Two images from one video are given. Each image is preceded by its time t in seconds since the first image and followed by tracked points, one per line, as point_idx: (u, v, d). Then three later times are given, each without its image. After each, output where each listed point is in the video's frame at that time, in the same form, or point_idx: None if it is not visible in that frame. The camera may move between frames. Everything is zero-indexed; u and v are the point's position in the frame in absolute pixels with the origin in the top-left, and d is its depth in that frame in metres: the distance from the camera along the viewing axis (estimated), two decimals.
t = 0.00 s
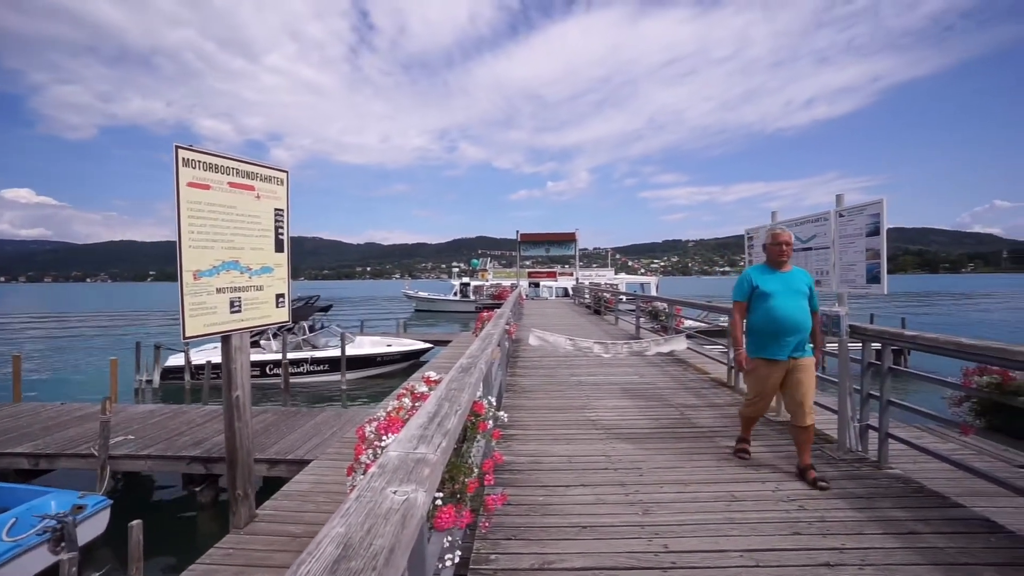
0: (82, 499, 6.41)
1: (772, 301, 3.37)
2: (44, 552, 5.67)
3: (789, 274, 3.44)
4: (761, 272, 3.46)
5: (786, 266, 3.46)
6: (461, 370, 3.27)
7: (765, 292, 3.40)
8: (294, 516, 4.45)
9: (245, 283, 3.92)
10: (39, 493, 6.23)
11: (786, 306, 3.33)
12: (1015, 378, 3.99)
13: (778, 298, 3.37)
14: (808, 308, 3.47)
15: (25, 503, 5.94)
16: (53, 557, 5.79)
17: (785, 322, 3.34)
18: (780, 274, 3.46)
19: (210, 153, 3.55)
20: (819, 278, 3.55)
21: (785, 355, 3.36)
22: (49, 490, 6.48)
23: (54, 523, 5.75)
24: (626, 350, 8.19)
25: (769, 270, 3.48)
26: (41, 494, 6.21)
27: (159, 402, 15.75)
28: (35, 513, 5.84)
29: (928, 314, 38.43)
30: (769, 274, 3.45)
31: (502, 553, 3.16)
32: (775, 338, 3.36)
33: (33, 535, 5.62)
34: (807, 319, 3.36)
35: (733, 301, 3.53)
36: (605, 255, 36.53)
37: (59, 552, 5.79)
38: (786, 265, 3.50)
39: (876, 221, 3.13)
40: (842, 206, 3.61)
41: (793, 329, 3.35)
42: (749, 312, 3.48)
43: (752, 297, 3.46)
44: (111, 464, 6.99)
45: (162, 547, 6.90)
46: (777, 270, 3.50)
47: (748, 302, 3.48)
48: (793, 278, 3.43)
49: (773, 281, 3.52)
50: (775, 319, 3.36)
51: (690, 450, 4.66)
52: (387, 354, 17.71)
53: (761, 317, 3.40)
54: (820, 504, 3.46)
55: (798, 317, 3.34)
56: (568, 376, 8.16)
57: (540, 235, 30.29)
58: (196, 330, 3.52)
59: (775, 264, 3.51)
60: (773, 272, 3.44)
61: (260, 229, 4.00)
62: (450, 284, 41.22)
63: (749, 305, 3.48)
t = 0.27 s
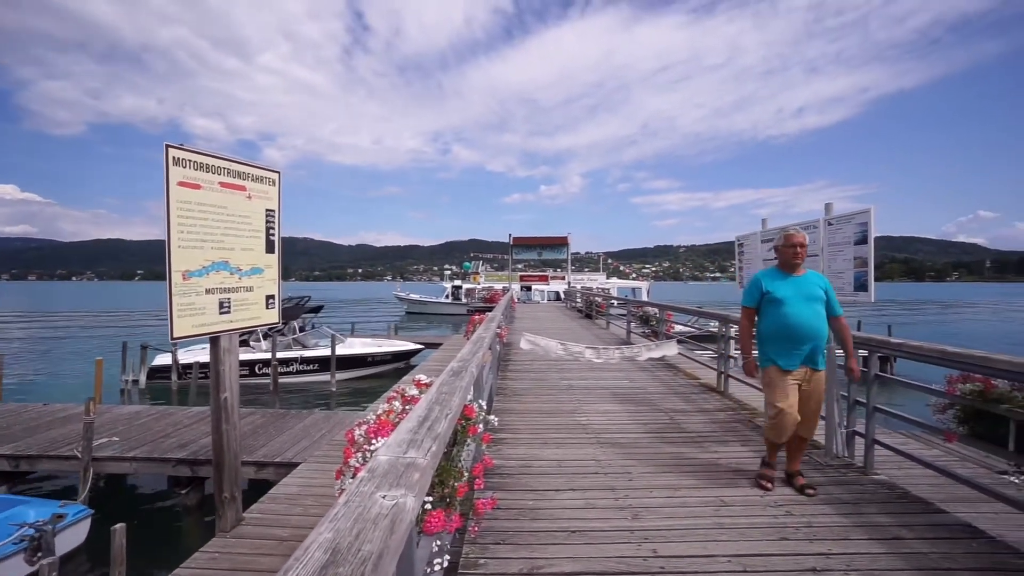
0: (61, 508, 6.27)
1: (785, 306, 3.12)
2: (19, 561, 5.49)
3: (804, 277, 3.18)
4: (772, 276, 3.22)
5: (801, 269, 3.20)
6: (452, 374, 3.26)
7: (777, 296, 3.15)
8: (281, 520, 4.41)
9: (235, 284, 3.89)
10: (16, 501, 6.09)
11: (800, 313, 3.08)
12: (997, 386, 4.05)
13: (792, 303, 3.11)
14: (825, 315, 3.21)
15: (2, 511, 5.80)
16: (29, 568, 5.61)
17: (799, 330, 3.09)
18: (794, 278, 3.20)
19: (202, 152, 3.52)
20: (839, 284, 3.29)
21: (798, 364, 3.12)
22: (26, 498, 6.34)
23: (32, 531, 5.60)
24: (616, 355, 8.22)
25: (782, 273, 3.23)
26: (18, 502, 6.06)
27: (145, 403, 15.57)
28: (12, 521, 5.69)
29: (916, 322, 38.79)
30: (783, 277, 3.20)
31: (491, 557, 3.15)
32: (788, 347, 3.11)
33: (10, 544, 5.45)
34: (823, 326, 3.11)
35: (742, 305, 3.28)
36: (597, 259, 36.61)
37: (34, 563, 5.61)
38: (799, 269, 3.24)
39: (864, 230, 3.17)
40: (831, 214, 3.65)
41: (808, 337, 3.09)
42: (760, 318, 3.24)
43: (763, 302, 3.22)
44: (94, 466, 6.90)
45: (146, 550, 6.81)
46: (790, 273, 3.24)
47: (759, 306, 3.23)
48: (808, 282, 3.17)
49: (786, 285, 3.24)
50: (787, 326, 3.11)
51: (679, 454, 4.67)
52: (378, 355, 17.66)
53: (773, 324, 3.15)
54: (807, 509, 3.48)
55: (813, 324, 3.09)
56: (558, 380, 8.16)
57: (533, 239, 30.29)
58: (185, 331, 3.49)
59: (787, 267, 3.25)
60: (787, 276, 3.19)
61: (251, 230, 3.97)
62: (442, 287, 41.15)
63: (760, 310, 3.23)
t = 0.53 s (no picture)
0: (48, 513, 6.17)
1: (795, 319, 3.00)
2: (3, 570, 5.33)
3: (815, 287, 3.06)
4: (781, 287, 3.10)
5: (812, 279, 3.08)
6: (446, 377, 3.24)
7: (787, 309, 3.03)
8: (273, 522, 4.38)
9: (228, 284, 3.87)
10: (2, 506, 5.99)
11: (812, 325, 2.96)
12: (987, 392, 4.07)
13: (802, 316, 3.00)
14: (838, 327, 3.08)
15: None
16: None
17: (810, 344, 2.97)
18: (805, 289, 3.07)
19: (196, 151, 3.50)
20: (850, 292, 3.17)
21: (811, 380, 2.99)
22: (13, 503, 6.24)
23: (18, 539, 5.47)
24: (611, 358, 8.23)
25: (792, 283, 3.10)
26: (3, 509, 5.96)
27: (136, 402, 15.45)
28: None
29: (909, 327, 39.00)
30: (792, 288, 3.08)
31: (484, 561, 3.13)
32: (799, 362, 3.00)
33: None
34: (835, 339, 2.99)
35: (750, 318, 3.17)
36: (592, 262, 36.65)
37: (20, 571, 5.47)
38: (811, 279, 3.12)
39: (857, 236, 3.18)
40: (825, 220, 3.66)
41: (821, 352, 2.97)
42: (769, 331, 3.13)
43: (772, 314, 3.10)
44: (83, 467, 6.83)
45: (135, 551, 6.75)
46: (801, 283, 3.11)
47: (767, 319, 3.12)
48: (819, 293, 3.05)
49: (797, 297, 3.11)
50: (798, 340, 2.99)
51: (672, 458, 4.68)
52: (372, 354, 17.62)
53: (783, 337, 3.04)
54: (799, 514, 3.48)
55: (825, 338, 2.97)
56: (553, 382, 8.16)
57: (528, 241, 30.29)
58: (177, 331, 3.46)
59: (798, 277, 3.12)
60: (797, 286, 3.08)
61: (245, 230, 3.95)
62: (437, 288, 41.09)
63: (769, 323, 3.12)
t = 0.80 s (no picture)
0: (34, 518, 6.08)
1: (806, 324, 2.77)
2: None
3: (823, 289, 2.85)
4: (786, 290, 2.88)
5: (822, 281, 2.86)
6: (439, 379, 3.22)
7: (795, 313, 2.80)
8: (264, 525, 4.35)
9: (220, 285, 3.85)
10: None
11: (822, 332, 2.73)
12: (975, 394, 4.10)
13: (812, 321, 2.77)
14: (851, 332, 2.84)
15: None
16: None
17: (824, 351, 2.74)
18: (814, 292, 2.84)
19: (188, 151, 3.48)
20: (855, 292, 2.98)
21: (827, 393, 2.74)
22: None
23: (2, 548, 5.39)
24: (604, 360, 8.24)
25: (798, 285, 2.88)
26: None
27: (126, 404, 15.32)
28: None
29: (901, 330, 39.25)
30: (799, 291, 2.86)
31: (476, 564, 3.12)
32: (812, 372, 2.76)
33: None
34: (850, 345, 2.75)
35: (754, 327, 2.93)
36: (586, 264, 36.69)
37: None
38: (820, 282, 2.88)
39: (848, 240, 3.19)
40: (817, 223, 3.68)
41: (833, 359, 2.73)
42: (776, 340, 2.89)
43: (779, 320, 2.87)
44: (71, 469, 6.77)
45: (124, 556, 6.68)
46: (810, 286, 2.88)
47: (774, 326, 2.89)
48: (829, 295, 2.83)
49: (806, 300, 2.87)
50: (809, 346, 2.76)
51: (665, 460, 4.68)
52: (365, 354, 17.57)
53: (791, 346, 2.81)
54: (790, 515, 3.49)
55: (839, 343, 2.74)
56: (546, 384, 8.16)
57: (523, 243, 30.31)
58: (167, 332, 3.43)
59: (807, 278, 2.88)
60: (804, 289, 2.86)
61: (237, 230, 3.93)
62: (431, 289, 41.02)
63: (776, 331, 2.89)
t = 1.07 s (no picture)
0: (24, 514, 6.01)
1: (825, 329, 2.50)
2: None
3: (843, 292, 2.58)
4: (804, 289, 2.60)
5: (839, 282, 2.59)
6: (434, 378, 3.21)
7: (814, 316, 2.53)
8: (258, 525, 4.34)
9: (213, 284, 3.82)
10: None
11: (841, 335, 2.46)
12: (966, 393, 4.13)
13: (832, 324, 2.51)
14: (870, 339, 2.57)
15: None
16: None
17: (843, 358, 2.47)
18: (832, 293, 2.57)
19: (180, 149, 3.45)
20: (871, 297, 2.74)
21: (845, 404, 2.47)
22: None
23: None
24: (599, 359, 8.25)
25: (817, 285, 2.61)
26: None
27: (119, 404, 15.24)
28: None
29: (894, 329, 39.45)
30: (818, 291, 2.58)
31: (472, 563, 3.11)
32: (830, 381, 2.48)
33: None
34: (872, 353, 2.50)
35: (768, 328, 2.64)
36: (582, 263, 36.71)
37: None
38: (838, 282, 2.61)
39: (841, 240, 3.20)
40: (810, 223, 3.69)
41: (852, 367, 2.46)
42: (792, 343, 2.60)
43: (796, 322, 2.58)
44: (62, 470, 6.72)
45: (116, 558, 6.64)
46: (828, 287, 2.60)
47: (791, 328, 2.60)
48: (849, 298, 2.56)
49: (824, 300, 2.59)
50: (829, 353, 2.49)
51: (660, 459, 4.69)
52: (360, 355, 17.52)
53: (808, 351, 2.53)
54: (784, 513, 3.50)
55: (861, 351, 2.47)
56: (542, 383, 8.16)
57: (518, 242, 30.28)
58: (160, 332, 3.41)
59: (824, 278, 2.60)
60: (823, 290, 2.59)
61: (230, 229, 3.91)
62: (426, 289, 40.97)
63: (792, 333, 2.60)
